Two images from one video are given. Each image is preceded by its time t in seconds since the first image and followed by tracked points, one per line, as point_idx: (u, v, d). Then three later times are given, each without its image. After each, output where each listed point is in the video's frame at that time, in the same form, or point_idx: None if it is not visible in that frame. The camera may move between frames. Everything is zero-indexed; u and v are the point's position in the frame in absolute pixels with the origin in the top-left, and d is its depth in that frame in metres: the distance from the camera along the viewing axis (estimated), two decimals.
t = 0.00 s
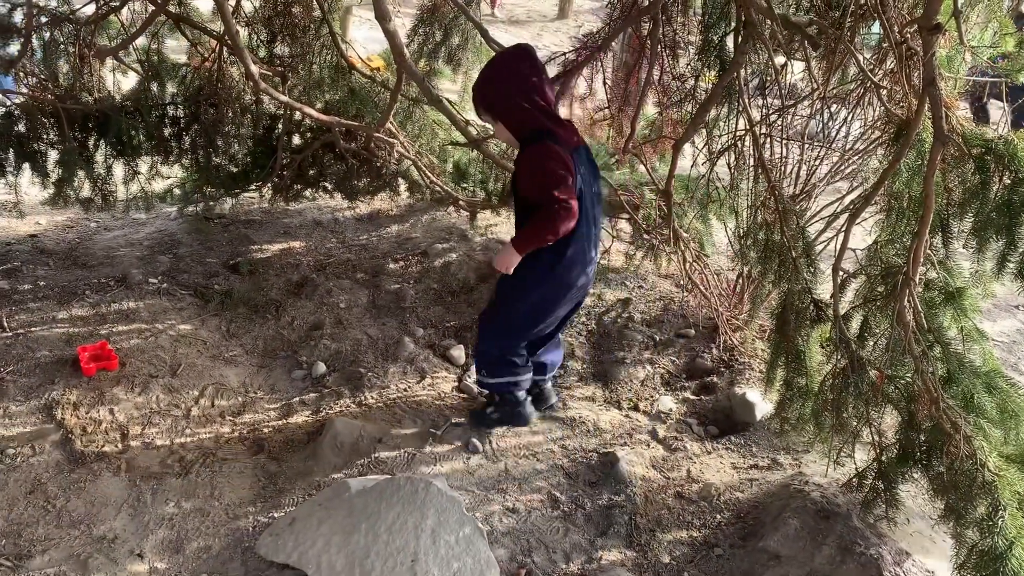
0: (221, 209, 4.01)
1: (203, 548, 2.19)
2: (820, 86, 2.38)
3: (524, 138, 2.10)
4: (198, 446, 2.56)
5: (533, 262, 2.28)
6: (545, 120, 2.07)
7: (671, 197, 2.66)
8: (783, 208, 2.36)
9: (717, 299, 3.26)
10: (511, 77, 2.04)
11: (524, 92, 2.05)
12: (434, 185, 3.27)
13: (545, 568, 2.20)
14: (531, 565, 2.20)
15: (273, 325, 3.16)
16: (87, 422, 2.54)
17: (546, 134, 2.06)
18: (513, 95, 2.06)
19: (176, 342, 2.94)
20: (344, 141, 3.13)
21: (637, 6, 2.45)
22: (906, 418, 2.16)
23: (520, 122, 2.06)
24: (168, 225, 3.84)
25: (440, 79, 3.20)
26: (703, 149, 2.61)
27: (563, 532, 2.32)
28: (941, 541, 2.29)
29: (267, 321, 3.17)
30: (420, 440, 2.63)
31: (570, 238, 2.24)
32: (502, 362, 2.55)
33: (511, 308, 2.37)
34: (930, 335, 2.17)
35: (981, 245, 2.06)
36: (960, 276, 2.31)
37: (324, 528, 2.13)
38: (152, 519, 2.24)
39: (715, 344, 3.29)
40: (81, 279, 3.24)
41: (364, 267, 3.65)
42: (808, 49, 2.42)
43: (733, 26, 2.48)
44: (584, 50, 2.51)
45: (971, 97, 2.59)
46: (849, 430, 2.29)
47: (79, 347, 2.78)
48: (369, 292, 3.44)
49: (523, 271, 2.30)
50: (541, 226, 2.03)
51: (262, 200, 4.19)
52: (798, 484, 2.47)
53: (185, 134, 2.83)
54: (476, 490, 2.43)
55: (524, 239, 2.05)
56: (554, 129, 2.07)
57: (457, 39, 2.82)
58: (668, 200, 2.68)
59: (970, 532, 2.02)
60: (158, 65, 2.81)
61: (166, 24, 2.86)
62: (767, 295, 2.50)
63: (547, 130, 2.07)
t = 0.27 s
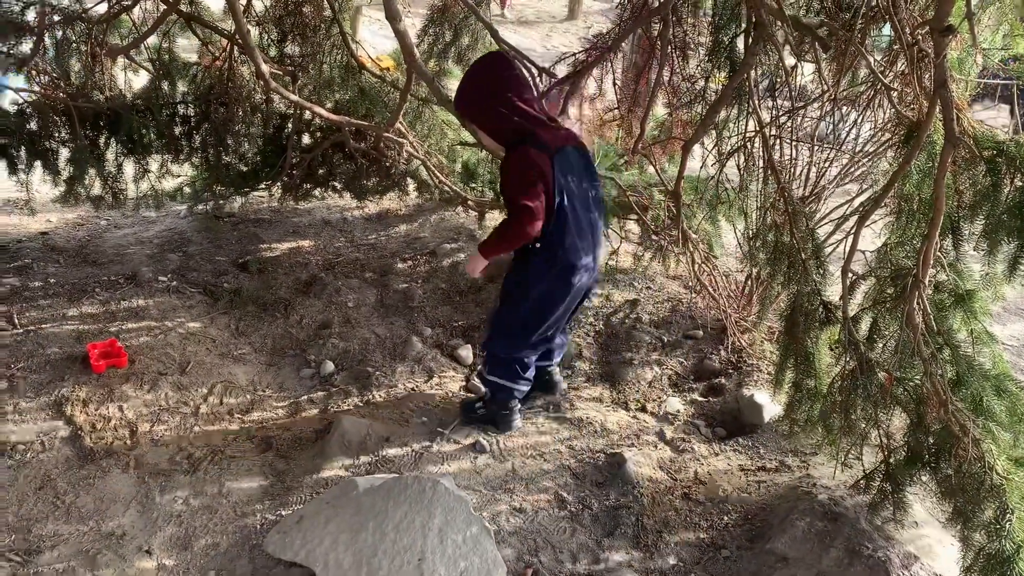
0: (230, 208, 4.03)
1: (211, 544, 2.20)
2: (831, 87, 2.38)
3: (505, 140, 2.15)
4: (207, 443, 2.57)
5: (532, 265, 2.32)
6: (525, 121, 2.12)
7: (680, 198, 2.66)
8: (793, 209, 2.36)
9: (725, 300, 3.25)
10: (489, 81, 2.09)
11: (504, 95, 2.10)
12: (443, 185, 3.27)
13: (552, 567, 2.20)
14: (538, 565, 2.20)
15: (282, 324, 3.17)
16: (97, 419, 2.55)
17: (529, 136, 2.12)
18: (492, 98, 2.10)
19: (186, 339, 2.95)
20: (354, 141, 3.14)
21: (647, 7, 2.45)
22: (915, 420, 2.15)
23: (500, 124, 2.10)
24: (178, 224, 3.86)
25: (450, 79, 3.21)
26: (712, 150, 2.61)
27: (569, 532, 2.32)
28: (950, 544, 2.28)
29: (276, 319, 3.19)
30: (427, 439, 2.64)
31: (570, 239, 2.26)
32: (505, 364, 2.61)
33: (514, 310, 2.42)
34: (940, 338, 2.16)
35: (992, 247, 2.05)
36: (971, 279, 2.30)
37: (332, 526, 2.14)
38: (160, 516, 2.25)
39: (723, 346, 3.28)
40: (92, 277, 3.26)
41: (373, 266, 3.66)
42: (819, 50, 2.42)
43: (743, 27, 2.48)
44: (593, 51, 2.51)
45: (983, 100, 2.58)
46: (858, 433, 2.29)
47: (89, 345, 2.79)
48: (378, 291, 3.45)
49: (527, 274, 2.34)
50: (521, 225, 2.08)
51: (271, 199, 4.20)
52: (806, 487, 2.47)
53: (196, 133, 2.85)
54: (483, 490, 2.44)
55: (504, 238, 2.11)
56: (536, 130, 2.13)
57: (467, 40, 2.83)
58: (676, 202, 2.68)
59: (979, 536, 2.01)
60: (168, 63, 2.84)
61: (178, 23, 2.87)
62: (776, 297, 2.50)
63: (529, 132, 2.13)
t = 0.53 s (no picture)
0: (244, 207, 4.04)
1: (224, 542, 2.21)
2: (846, 88, 2.37)
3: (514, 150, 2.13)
4: (220, 441, 2.58)
5: (551, 267, 2.35)
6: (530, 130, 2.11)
7: (694, 198, 2.65)
8: (807, 211, 2.35)
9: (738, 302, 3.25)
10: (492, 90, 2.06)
11: (508, 104, 2.08)
12: (456, 185, 3.28)
13: (564, 568, 2.20)
14: (550, 565, 2.20)
15: (295, 322, 3.18)
16: (111, 416, 2.57)
17: (535, 143, 2.11)
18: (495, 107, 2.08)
19: (199, 338, 2.97)
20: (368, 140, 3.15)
21: (662, 7, 2.45)
22: (930, 423, 2.14)
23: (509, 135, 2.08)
24: (192, 222, 3.88)
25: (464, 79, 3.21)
26: (726, 151, 2.61)
27: (581, 532, 2.32)
28: (965, 548, 2.27)
29: (289, 318, 3.20)
30: (439, 438, 2.64)
31: (584, 241, 2.31)
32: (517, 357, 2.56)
33: (528, 311, 2.46)
34: (956, 341, 2.15)
35: (1009, 250, 2.04)
36: (987, 282, 2.28)
37: (344, 524, 2.15)
38: (173, 512, 2.27)
39: (736, 347, 3.27)
40: (106, 275, 3.28)
41: (385, 265, 3.67)
42: (834, 51, 2.41)
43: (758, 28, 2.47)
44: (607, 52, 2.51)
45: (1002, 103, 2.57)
46: (872, 435, 2.28)
47: (104, 342, 2.81)
48: (390, 291, 3.46)
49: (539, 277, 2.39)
50: (534, 234, 2.09)
51: (285, 198, 4.22)
52: (819, 489, 2.46)
53: (210, 132, 2.87)
54: (495, 490, 2.44)
55: (520, 246, 2.11)
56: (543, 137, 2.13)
57: (480, 40, 2.83)
58: (690, 202, 2.67)
59: (994, 540, 2.00)
60: (184, 63, 2.84)
61: (193, 23, 2.88)
62: (789, 298, 2.49)
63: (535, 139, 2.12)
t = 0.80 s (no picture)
0: (258, 207, 4.07)
1: (238, 541, 2.22)
2: (863, 90, 2.35)
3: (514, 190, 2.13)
4: (235, 441, 2.60)
5: (580, 279, 2.35)
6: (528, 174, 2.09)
7: (708, 201, 2.65)
8: (823, 213, 2.34)
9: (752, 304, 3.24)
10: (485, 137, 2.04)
11: (504, 151, 2.05)
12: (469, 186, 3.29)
13: (577, 569, 2.20)
14: (562, 566, 2.21)
15: (309, 323, 3.20)
16: (127, 415, 2.59)
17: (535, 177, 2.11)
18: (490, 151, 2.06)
19: (214, 337, 2.99)
20: (382, 142, 3.16)
21: (677, 9, 2.45)
22: (947, 427, 2.13)
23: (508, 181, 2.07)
24: (207, 222, 3.90)
25: (478, 81, 3.22)
26: (741, 153, 2.60)
27: (594, 534, 2.32)
28: (982, 553, 2.25)
29: (303, 318, 3.22)
30: (452, 439, 2.65)
31: (606, 254, 2.32)
32: (532, 361, 2.56)
33: (558, 320, 2.45)
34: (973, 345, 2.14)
35: None
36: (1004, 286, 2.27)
37: (358, 524, 2.16)
38: (188, 511, 2.28)
39: (750, 350, 3.27)
40: (122, 274, 3.31)
41: (399, 266, 3.68)
42: (850, 53, 2.41)
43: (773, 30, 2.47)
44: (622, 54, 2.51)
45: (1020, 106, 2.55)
46: (887, 439, 2.27)
47: (120, 341, 2.83)
48: (403, 292, 3.47)
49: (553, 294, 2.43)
50: (531, 270, 2.18)
51: (299, 199, 4.24)
52: (833, 492, 2.45)
53: (225, 133, 2.89)
54: (507, 491, 2.45)
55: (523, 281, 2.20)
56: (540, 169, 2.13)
57: (495, 42, 2.84)
58: (704, 205, 2.67)
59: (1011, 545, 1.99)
60: (200, 64, 2.86)
61: (210, 25, 2.90)
62: (804, 301, 2.48)
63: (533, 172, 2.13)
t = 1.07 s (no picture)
0: (269, 208, 4.08)
1: (249, 540, 2.23)
2: (873, 92, 2.34)
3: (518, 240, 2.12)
4: (245, 441, 2.61)
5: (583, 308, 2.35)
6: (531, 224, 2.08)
7: (718, 202, 2.65)
8: (833, 215, 2.34)
9: (762, 306, 3.24)
10: (484, 189, 2.04)
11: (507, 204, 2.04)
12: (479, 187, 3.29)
13: (586, 571, 2.20)
14: (571, 567, 2.21)
15: (319, 324, 3.21)
16: (139, 415, 2.60)
17: (538, 225, 2.08)
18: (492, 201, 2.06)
19: (225, 338, 3.01)
20: (392, 143, 3.17)
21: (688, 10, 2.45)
22: (958, 430, 2.12)
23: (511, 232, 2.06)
24: (217, 223, 3.92)
25: (488, 83, 3.23)
26: (751, 155, 2.60)
27: (604, 536, 2.32)
28: (994, 556, 2.24)
29: (313, 319, 3.23)
30: (461, 441, 2.65)
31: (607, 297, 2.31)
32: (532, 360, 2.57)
33: (555, 333, 2.45)
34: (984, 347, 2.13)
35: None
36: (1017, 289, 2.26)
37: (368, 524, 2.16)
38: (198, 511, 2.29)
39: (760, 352, 3.26)
40: (133, 275, 3.33)
41: (409, 268, 3.69)
42: (860, 54, 2.40)
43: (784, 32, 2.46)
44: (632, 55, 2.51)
45: None
46: (897, 442, 2.26)
47: (131, 342, 2.85)
48: (413, 293, 3.48)
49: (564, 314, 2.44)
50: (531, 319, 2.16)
51: (309, 200, 4.26)
52: (843, 495, 2.45)
53: (236, 134, 2.89)
54: (517, 492, 2.45)
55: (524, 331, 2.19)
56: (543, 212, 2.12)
57: (505, 44, 2.85)
58: (714, 206, 2.67)
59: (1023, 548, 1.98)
60: (211, 66, 2.88)
61: (221, 26, 2.92)
62: (815, 303, 2.47)
63: (535, 217, 2.12)
